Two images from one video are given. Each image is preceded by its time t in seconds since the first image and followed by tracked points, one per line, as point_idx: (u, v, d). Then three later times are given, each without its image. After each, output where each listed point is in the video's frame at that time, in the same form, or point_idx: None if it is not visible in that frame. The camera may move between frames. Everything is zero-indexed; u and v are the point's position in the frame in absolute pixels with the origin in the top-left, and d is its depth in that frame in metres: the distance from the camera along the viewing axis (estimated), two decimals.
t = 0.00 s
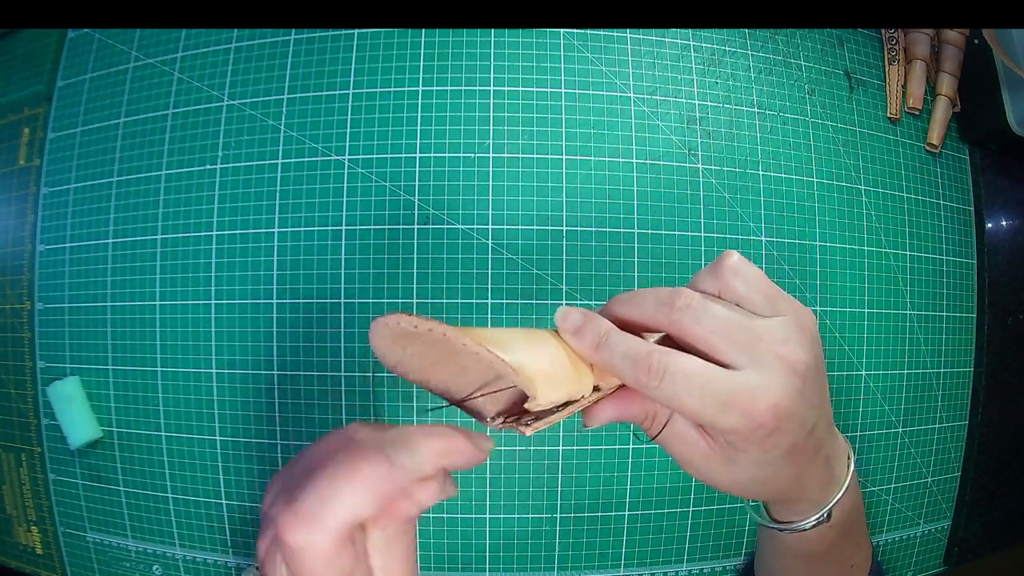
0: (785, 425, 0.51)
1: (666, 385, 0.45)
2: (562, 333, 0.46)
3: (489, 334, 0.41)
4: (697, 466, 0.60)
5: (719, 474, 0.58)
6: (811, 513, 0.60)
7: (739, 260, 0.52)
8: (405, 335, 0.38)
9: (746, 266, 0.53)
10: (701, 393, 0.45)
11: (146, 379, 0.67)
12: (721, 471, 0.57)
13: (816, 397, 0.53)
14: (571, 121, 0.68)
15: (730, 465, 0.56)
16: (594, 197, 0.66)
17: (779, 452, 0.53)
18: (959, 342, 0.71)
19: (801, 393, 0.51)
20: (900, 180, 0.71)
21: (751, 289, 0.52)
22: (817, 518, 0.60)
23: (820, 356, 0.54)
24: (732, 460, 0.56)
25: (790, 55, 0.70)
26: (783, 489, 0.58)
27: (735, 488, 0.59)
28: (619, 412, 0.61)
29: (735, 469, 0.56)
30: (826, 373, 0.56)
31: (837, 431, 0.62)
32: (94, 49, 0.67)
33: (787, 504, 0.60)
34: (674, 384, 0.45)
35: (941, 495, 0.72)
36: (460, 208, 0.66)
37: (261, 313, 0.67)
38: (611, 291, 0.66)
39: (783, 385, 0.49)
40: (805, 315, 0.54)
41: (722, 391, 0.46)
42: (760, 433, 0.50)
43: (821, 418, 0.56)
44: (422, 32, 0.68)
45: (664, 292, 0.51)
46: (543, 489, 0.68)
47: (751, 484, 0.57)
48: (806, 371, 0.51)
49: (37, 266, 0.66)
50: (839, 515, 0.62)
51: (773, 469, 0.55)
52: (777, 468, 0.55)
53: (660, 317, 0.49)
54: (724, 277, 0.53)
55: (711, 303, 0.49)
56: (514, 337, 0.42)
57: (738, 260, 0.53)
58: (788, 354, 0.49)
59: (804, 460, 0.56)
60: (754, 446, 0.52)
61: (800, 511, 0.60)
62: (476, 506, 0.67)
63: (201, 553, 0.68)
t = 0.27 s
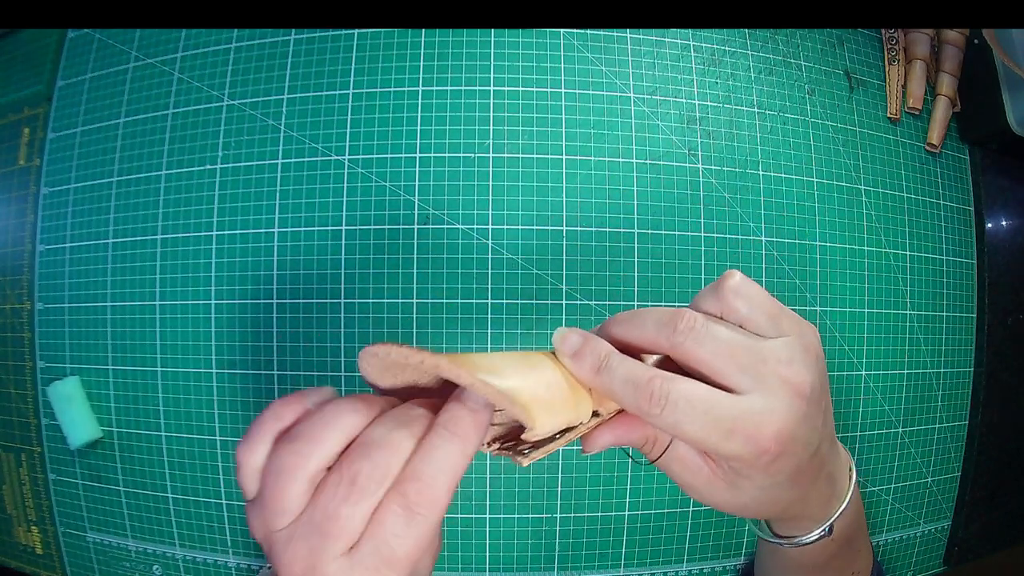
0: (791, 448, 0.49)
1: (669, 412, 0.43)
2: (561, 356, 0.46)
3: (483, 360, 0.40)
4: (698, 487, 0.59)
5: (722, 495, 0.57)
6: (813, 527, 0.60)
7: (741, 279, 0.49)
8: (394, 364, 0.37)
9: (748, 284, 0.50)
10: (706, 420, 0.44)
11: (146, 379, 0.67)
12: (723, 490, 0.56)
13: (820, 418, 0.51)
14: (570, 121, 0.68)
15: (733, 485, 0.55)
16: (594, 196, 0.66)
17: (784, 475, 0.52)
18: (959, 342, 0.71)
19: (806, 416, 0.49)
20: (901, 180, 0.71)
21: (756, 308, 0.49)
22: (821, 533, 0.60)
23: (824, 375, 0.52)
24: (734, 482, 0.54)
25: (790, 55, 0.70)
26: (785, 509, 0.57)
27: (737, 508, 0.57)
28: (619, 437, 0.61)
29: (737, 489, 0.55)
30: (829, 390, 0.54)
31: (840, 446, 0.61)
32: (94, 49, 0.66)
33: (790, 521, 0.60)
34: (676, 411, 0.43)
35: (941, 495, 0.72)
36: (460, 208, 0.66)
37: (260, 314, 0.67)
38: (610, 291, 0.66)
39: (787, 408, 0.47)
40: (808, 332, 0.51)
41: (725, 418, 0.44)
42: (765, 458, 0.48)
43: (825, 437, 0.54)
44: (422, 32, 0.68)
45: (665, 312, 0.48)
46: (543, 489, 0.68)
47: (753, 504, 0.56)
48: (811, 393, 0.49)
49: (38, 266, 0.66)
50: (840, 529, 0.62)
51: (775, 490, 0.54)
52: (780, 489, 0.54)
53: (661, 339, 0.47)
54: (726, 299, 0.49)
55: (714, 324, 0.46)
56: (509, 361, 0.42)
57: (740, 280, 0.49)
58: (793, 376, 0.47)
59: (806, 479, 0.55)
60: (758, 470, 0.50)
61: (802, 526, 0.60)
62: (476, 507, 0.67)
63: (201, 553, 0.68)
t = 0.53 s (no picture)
0: (775, 451, 0.47)
1: (645, 413, 0.42)
2: (545, 357, 0.46)
3: (470, 358, 0.42)
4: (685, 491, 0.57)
5: (707, 499, 0.55)
6: (808, 529, 0.59)
7: (717, 283, 0.47)
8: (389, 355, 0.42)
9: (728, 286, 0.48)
10: (684, 423, 0.43)
11: (146, 379, 0.67)
12: (708, 495, 0.55)
13: (804, 419, 0.50)
14: (571, 121, 0.68)
15: (718, 491, 0.53)
16: (594, 197, 0.66)
17: (769, 478, 0.50)
18: (959, 342, 0.71)
19: (790, 418, 0.47)
20: (901, 180, 0.71)
21: (735, 310, 0.47)
22: (814, 534, 0.59)
23: (809, 376, 0.50)
24: (719, 487, 0.53)
25: (790, 55, 0.70)
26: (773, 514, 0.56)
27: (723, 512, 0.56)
28: (605, 437, 0.55)
29: (722, 494, 0.53)
30: (816, 390, 0.52)
31: (832, 448, 0.60)
32: (95, 49, 0.68)
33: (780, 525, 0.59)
34: (653, 412, 0.42)
35: (941, 496, 0.72)
36: (460, 208, 0.66)
37: (260, 313, 0.67)
38: (611, 291, 0.66)
39: (769, 410, 0.45)
40: (792, 332, 0.49)
41: (701, 420, 0.43)
42: (748, 461, 0.46)
43: (812, 438, 0.53)
44: (422, 32, 0.68)
45: (644, 315, 0.47)
46: (543, 489, 0.68)
47: (739, 508, 0.54)
48: (794, 395, 0.47)
49: (38, 266, 0.66)
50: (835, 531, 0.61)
51: (762, 494, 0.52)
52: (767, 493, 0.52)
53: (639, 342, 0.46)
54: (703, 303, 0.47)
55: (691, 327, 0.45)
56: (494, 360, 0.43)
57: (717, 283, 0.48)
58: (774, 378, 0.45)
59: (794, 482, 0.53)
60: (742, 474, 0.48)
61: (793, 529, 0.59)
62: (476, 507, 0.67)
63: (201, 553, 0.68)
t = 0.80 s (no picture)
0: (776, 458, 0.47)
1: (645, 422, 0.43)
2: (545, 363, 0.46)
3: (470, 364, 0.42)
4: (686, 495, 0.57)
5: (708, 504, 0.55)
6: (809, 533, 0.59)
7: (718, 290, 0.48)
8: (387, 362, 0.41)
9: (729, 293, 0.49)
10: (684, 432, 0.43)
11: (146, 379, 0.67)
12: (709, 500, 0.55)
13: (805, 426, 0.49)
14: (570, 121, 0.68)
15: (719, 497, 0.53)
16: (594, 197, 0.66)
17: (770, 485, 0.50)
18: (959, 342, 0.71)
19: (791, 425, 0.47)
20: (900, 180, 0.71)
21: (736, 318, 0.48)
22: (815, 539, 0.59)
23: (811, 382, 0.50)
24: (720, 493, 0.53)
25: (790, 55, 0.70)
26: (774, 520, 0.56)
27: (724, 517, 0.56)
28: (605, 443, 0.56)
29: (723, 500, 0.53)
30: (817, 396, 0.52)
31: (834, 453, 0.60)
32: (94, 49, 0.68)
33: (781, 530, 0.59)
34: (653, 421, 0.42)
35: (941, 496, 0.72)
36: (460, 208, 0.66)
37: (260, 313, 0.67)
38: (611, 291, 0.66)
39: (769, 418, 0.45)
40: (795, 340, 0.50)
41: (701, 430, 0.43)
42: (749, 469, 0.46)
43: (813, 445, 0.53)
44: (422, 32, 0.68)
45: (646, 322, 0.47)
46: (543, 489, 0.68)
47: (740, 514, 0.54)
48: (796, 403, 0.47)
49: (37, 266, 0.66)
50: (836, 533, 0.62)
51: (763, 501, 0.52)
52: (767, 500, 0.52)
53: (640, 349, 0.46)
54: (704, 310, 0.48)
55: (692, 334, 0.45)
56: (495, 367, 0.43)
57: (718, 291, 0.48)
58: (776, 386, 0.45)
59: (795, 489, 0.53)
60: (742, 482, 0.48)
61: (794, 533, 0.59)
62: (476, 507, 0.67)
63: (201, 553, 0.68)
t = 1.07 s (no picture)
0: (776, 462, 0.47)
1: (644, 431, 0.42)
2: (544, 372, 0.46)
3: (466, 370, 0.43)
4: (686, 500, 0.58)
5: (709, 509, 0.55)
6: (810, 535, 0.59)
7: (714, 295, 0.48)
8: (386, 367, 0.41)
9: (726, 297, 0.48)
10: (683, 440, 0.43)
11: (146, 379, 0.67)
12: (708, 504, 0.55)
13: (805, 430, 0.50)
14: (570, 121, 0.68)
15: (719, 502, 0.53)
16: (594, 197, 0.66)
17: (770, 489, 0.50)
18: (959, 342, 0.71)
19: (790, 429, 0.47)
20: (900, 180, 0.71)
21: (732, 323, 0.47)
22: (815, 541, 0.59)
23: (809, 384, 0.50)
24: (721, 498, 0.53)
25: (790, 55, 0.70)
26: (773, 523, 0.56)
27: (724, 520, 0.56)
28: (605, 451, 0.56)
29: (722, 505, 0.53)
30: (817, 399, 0.52)
31: (833, 456, 0.60)
32: (94, 49, 0.68)
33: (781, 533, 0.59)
34: (652, 430, 0.42)
35: (941, 496, 0.72)
36: (460, 208, 0.66)
37: (261, 313, 0.67)
38: (611, 291, 0.66)
39: (769, 423, 0.45)
40: (792, 343, 0.50)
41: (700, 436, 0.43)
42: (749, 474, 0.46)
43: (813, 448, 0.53)
44: (422, 32, 0.68)
45: (643, 327, 0.47)
46: (543, 489, 0.68)
47: (740, 519, 0.54)
48: (795, 408, 0.47)
49: (37, 266, 0.66)
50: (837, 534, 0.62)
51: (764, 505, 0.52)
52: (768, 505, 0.52)
53: (638, 356, 0.46)
54: (700, 315, 0.48)
55: (690, 341, 0.45)
56: (491, 373, 0.43)
57: (713, 296, 0.48)
58: (775, 390, 0.45)
59: (796, 493, 0.53)
60: (743, 488, 0.48)
61: (794, 536, 0.59)
62: (476, 507, 0.67)
63: (201, 553, 0.68)
